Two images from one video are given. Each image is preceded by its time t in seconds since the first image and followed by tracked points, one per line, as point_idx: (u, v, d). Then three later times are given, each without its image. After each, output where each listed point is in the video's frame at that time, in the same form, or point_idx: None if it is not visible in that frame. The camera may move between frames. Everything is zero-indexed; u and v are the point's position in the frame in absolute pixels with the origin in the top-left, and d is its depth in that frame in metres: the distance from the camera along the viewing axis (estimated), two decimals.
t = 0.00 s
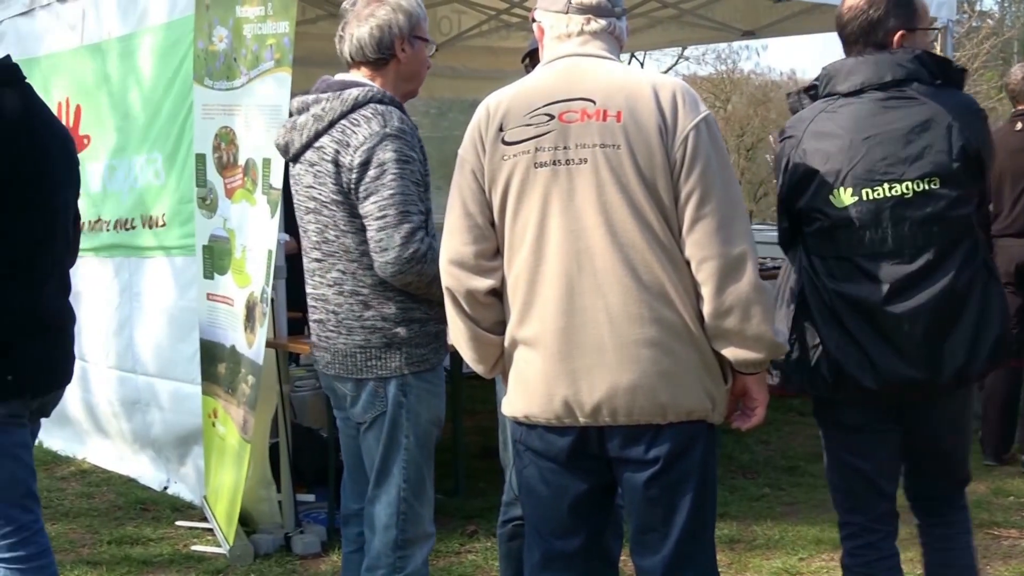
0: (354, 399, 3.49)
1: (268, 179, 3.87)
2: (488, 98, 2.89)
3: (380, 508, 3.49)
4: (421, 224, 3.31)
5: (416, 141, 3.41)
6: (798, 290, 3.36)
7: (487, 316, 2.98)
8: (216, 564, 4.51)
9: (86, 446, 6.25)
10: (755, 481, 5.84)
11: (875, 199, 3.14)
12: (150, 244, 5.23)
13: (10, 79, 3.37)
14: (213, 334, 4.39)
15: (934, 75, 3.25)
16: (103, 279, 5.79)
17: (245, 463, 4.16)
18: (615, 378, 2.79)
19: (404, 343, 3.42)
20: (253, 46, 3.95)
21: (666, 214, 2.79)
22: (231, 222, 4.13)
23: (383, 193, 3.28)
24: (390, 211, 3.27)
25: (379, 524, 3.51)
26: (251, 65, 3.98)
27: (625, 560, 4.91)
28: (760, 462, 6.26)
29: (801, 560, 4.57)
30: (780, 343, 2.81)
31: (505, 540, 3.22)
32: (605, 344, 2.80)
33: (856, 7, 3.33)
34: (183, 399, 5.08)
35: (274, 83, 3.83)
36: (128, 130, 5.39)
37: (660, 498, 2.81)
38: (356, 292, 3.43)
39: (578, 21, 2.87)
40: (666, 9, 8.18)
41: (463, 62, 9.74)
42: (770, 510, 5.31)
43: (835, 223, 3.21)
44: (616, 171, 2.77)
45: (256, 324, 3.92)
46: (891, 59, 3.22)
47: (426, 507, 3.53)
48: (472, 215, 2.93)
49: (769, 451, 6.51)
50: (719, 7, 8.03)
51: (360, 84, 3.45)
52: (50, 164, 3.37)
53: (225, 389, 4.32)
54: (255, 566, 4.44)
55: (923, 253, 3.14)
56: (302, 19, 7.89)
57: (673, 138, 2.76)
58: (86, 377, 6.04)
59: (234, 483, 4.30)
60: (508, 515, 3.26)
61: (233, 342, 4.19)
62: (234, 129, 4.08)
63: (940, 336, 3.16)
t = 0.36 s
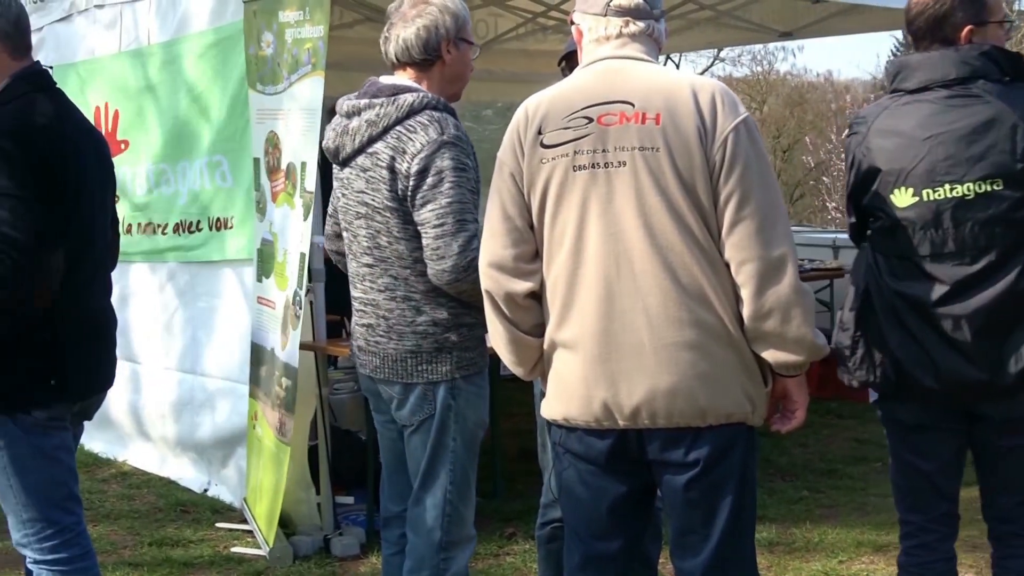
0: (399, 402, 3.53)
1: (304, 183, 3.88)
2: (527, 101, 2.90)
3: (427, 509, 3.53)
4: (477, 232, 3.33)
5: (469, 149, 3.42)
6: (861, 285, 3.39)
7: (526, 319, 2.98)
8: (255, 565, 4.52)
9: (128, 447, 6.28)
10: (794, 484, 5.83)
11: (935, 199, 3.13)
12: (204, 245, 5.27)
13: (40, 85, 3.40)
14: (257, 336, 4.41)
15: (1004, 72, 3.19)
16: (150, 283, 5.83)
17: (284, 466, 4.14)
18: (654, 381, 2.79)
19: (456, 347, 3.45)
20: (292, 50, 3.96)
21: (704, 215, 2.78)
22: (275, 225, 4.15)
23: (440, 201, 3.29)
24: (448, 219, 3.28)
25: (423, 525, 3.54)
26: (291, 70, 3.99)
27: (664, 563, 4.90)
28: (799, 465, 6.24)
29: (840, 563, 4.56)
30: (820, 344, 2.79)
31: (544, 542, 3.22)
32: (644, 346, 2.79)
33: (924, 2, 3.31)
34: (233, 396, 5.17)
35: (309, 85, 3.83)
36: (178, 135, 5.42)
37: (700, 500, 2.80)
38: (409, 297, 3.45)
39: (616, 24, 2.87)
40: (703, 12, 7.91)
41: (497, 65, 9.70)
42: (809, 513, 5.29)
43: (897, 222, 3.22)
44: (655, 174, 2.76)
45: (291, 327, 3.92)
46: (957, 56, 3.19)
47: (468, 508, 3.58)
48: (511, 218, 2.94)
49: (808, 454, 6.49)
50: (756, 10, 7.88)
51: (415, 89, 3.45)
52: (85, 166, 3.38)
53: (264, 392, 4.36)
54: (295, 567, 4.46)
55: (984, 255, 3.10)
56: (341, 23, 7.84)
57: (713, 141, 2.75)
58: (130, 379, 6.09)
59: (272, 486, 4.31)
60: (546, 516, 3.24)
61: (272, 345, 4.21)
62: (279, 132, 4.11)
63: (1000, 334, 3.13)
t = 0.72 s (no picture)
0: (431, 404, 3.54)
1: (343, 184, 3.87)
2: (563, 102, 2.90)
3: (458, 509, 3.53)
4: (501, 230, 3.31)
5: (497, 148, 3.40)
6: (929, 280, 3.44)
7: (562, 320, 2.98)
8: (291, 565, 4.55)
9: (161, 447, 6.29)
10: (828, 486, 5.82)
11: (1015, 195, 3.12)
12: (243, 247, 5.30)
13: (63, 84, 3.39)
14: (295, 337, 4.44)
15: None
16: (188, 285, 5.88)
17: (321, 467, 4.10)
18: (690, 382, 2.78)
19: (482, 347, 3.43)
20: (330, 52, 3.94)
21: (741, 217, 2.76)
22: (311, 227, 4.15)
23: (463, 199, 3.27)
24: (470, 216, 3.26)
25: (457, 527, 3.55)
26: (328, 72, 3.98)
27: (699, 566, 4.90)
28: (834, 467, 6.23)
29: (876, 566, 4.54)
30: (858, 346, 2.76)
31: (578, 544, 3.20)
32: (680, 347, 2.78)
33: None
34: (269, 396, 5.20)
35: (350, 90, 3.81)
36: (215, 139, 5.44)
37: (737, 502, 2.79)
38: (434, 296, 3.45)
39: (652, 25, 2.87)
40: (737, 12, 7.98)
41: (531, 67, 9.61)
42: (844, 516, 5.28)
43: (971, 219, 3.22)
44: (691, 175, 2.75)
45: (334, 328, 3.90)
46: None
47: (501, 509, 3.57)
48: (547, 219, 2.94)
49: (843, 457, 6.48)
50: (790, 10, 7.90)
51: (443, 89, 3.46)
52: (123, 158, 3.37)
53: (302, 392, 4.35)
54: (330, 568, 4.47)
55: None
56: (377, 24, 7.73)
57: (749, 142, 2.74)
58: (168, 377, 6.14)
59: (307, 487, 4.31)
60: (581, 518, 3.21)
61: (310, 346, 4.19)
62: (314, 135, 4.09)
63: None
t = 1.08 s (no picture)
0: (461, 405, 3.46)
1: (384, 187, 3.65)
2: (604, 103, 2.90)
3: (486, 511, 3.43)
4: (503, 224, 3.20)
5: (505, 144, 3.30)
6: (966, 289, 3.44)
7: (603, 322, 2.98)
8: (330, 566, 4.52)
9: (199, 449, 6.27)
10: (868, 489, 5.81)
11: None
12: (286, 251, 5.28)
13: (103, 88, 3.20)
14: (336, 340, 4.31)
15: None
16: (227, 288, 5.90)
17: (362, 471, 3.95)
18: (733, 384, 2.75)
19: (496, 346, 3.32)
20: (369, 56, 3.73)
21: (783, 218, 2.75)
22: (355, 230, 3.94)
23: (461, 192, 3.21)
24: (468, 209, 3.19)
25: (485, 529, 3.42)
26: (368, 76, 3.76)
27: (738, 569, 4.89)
28: (873, 470, 6.21)
29: (917, 569, 4.53)
30: (901, 348, 2.73)
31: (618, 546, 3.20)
32: (722, 349, 2.76)
33: None
34: (310, 398, 5.12)
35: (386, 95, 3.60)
36: (261, 144, 5.43)
37: (779, 505, 2.77)
38: (449, 295, 3.38)
39: (694, 26, 2.87)
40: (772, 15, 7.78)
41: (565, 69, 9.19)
42: (884, 519, 5.26)
43: None
44: (734, 177, 2.74)
45: (371, 332, 3.69)
46: None
47: (532, 511, 3.44)
48: (588, 221, 2.94)
49: (882, 460, 6.46)
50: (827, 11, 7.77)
51: (452, 91, 3.42)
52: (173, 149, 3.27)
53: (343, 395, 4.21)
54: (369, 569, 4.43)
55: None
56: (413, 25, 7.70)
57: (792, 142, 2.72)
58: (207, 381, 6.12)
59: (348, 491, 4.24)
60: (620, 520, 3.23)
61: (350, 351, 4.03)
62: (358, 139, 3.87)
63: None
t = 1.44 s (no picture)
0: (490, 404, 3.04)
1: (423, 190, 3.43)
2: (645, 106, 2.90)
3: (515, 512, 2.97)
4: (507, 225, 2.80)
5: (519, 143, 2.89)
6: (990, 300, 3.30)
7: (643, 325, 2.97)
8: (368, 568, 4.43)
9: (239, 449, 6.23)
10: (908, 493, 5.77)
11: None
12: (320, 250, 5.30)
13: (139, 92, 2.99)
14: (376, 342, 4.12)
15: None
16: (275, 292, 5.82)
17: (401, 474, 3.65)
18: (774, 387, 2.74)
19: (514, 347, 2.91)
20: (409, 58, 3.55)
21: (825, 222, 2.72)
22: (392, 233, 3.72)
23: (465, 198, 2.86)
24: (468, 214, 2.84)
25: (518, 527, 2.98)
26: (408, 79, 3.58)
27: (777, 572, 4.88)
28: (914, 474, 6.18)
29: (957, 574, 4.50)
30: (944, 352, 2.71)
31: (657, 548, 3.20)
32: (763, 352, 2.75)
33: None
34: (347, 399, 5.12)
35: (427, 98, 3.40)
36: (299, 145, 5.44)
37: (820, 509, 2.74)
38: (469, 296, 3.00)
39: (734, 28, 2.86)
40: (813, 16, 7.55)
41: (603, 70, 8.58)
42: (924, 523, 5.23)
43: None
44: (775, 180, 2.72)
45: (413, 333, 3.44)
46: None
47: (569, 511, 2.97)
48: (628, 223, 2.93)
49: (922, 464, 6.42)
50: (868, 13, 7.57)
51: (475, 95, 3.04)
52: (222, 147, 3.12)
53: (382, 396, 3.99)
54: (408, 570, 4.36)
55: None
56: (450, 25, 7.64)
57: (833, 146, 2.69)
58: (250, 382, 6.09)
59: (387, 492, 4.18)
60: (659, 522, 3.24)
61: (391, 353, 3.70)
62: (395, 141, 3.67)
63: None
